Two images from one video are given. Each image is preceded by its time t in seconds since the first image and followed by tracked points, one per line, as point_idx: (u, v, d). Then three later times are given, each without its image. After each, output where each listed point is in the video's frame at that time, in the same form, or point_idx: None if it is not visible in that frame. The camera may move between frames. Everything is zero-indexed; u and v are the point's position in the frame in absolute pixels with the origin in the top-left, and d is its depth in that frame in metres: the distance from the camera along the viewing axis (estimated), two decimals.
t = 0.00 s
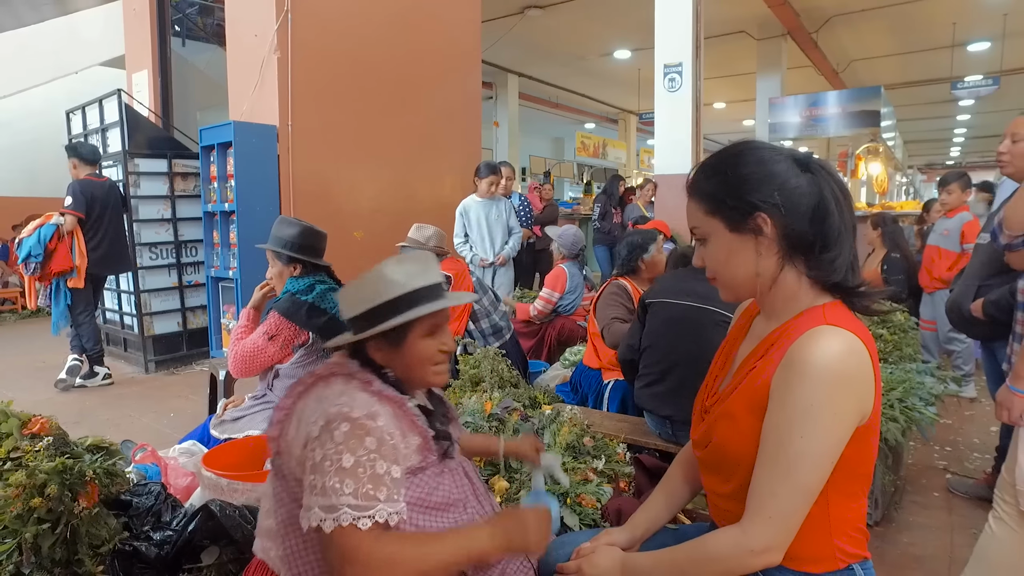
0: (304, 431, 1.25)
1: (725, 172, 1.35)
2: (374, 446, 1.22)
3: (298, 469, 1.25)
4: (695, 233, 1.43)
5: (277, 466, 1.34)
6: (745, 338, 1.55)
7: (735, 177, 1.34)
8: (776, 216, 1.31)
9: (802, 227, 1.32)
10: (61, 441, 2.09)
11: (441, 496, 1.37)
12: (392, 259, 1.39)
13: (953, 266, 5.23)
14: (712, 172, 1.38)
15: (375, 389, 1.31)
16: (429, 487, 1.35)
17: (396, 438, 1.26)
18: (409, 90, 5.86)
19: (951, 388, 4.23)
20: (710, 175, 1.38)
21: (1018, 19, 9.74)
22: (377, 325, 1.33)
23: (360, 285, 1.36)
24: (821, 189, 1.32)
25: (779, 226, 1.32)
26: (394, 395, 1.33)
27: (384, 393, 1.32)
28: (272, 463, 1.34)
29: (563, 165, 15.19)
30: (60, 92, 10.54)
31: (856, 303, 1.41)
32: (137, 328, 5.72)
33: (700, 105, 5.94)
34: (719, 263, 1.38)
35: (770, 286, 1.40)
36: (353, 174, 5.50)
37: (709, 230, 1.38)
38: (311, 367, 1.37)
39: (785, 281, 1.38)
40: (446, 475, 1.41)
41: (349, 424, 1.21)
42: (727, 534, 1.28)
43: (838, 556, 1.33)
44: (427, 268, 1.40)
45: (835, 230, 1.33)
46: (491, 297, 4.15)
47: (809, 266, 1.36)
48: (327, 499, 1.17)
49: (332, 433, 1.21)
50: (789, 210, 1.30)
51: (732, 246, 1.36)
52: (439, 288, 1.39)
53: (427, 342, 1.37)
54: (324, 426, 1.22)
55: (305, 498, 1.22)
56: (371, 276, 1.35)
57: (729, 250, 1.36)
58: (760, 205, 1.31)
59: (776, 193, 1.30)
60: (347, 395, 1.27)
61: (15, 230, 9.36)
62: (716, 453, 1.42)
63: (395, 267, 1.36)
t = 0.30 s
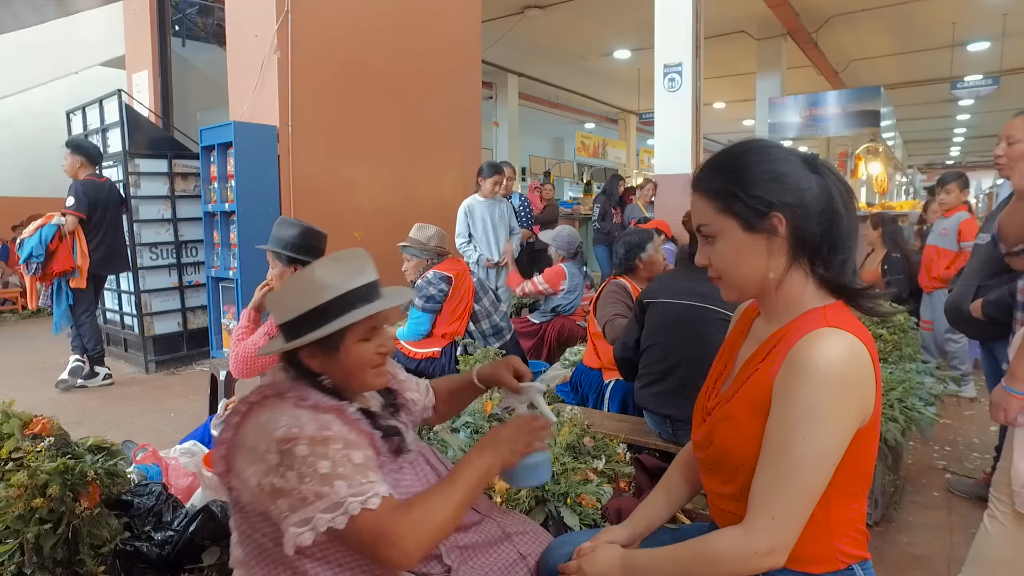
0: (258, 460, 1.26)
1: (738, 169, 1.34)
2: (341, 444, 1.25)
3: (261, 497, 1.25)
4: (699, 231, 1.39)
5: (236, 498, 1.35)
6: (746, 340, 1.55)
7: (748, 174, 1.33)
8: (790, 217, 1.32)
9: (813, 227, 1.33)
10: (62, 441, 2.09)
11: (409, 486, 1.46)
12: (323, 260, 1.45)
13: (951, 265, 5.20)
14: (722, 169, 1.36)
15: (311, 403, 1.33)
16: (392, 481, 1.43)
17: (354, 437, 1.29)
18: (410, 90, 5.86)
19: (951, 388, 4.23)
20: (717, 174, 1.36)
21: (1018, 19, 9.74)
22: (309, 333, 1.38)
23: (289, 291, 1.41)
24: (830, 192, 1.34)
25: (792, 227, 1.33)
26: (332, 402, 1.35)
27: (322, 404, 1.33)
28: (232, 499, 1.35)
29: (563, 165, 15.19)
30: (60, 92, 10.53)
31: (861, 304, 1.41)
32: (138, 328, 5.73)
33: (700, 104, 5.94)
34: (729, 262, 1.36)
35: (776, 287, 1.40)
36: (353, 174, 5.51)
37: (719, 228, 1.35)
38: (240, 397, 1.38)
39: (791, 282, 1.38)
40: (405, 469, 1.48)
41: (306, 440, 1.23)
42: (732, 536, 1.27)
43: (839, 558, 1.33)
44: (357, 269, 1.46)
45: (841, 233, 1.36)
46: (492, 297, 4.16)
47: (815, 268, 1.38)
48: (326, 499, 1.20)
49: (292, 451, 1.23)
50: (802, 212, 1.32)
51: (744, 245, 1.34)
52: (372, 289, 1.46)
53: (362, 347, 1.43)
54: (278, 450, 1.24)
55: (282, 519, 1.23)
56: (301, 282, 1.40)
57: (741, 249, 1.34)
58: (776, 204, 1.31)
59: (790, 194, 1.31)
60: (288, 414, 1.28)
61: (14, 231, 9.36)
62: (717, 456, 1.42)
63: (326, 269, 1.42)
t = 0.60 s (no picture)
0: (211, 475, 1.32)
1: (746, 167, 1.32)
2: (285, 464, 1.28)
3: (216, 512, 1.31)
4: (704, 230, 1.37)
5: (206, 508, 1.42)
6: (744, 340, 1.55)
7: (757, 172, 1.31)
8: (798, 216, 1.32)
9: (820, 228, 1.33)
10: (61, 441, 2.09)
11: (375, 493, 1.50)
12: (281, 262, 1.46)
13: (951, 263, 5.19)
14: (729, 166, 1.34)
15: (264, 415, 1.38)
16: (353, 490, 1.47)
17: (300, 454, 1.32)
18: (409, 90, 5.86)
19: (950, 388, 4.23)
20: (723, 171, 1.34)
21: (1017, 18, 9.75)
22: (272, 334, 1.39)
23: (250, 294, 1.42)
24: (835, 192, 1.34)
25: (800, 227, 1.33)
26: (285, 413, 1.41)
27: (274, 415, 1.39)
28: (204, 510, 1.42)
29: (563, 164, 15.18)
30: (59, 92, 10.53)
31: (862, 303, 1.42)
32: (137, 328, 5.73)
33: (700, 104, 5.93)
34: (735, 262, 1.35)
35: (779, 287, 1.39)
36: (353, 174, 5.50)
37: (726, 228, 1.33)
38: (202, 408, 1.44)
39: (795, 283, 1.38)
40: (369, 474, 1.52)
41: (250, 458, 1.27)
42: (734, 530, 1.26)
43: (838, 558, 1.33)
44: (319, 269, 1.48)
45: (845, 233, 1.37)
46: (492, 298, 4.16)
47: (819, 267, 1.38)
48: (260, 527, 1.23)
49: (238, 469, 1.27)
50: (809, 212, 1.32)
51: (752, 245, 1.33)
52: (332, 289, 1.47)
53: (326, 348, 1.44)
54: (227, 468, 1.28)
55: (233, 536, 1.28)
56: (261, 283, 1.42)
57: (749, 249, 1.33)
58: (786, 205, 1.30)
59: (798, 194, 1.30)
60: (239, 429, 1.33)
61: (13, 231, 9.36)
62: (717, 456, 1.42)
63: (284, 271, 1.43)
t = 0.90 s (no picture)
0: (215, 471, 1.34)
1: (745, 162, 1.31)
2: (275, 474, 1.28)
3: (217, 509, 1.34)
4: (701, 227, 1.37)
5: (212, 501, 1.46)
6: (738, 339, 1.54)
7: (757, 168, 1.31)
8: (797, 214, 1.31)
9: (817, 226, 1.33)
10: (56, 441, 2.09)
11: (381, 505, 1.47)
12: (302, 256, 1.45)
13: (951, 263, 5.17)
14: (728, 162, 1.33)
15: (277, 415, 1.39)
16: (358, 503, 1.44)
17: (298, 461, 1.32)
18: (408, 90, 5.86)
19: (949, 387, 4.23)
20: (722, 166, 1.34)
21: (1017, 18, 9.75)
22: (289, 328, 1.40)
23: (268, 286, 1.42)
24: (831, 191, 1.34)
25: (797, 224, 1.33)
26: (299, 414, 1.42)
27: (287, 417, 1.40)
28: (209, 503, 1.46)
29: (563, 164, 15.18)
30: (58, 92, 10.54)
31: (854, 303, 1.42)
32: (135, 327, 5.72)
33: (698, 103, 5.92)
34: (732, 259, 1.34)
35: (774, 285, 1.39)
36: (351, 173, 5.50)
37: (724, 224, 1.33)
38: (219, 401, 1.47)
39: (789, 282, 1.38)
40: (377, 485, 1.49)
41: (246, 461, 1.28)
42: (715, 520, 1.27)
43: (831, 555, 1.33)
44: (338, 264, 1.48)
45: (841, 232, 1.37)
46: (490, 297, 4.16)
47: (815, 266, 1.38)
48: (242, 536, 1.26)
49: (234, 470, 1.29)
50: (808, 210, 1.31)
51: (749, 242, 1.32)
52: (352, 285, 1.48)
53: (343, 346, 1.46)
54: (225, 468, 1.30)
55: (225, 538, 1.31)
56: (281, 276, 1.41)
57: (746, 246, 1.32)
58: (786, 202, 1.30)
59: (796, 191, 1.30)
60: (247, 427, 1.34)
61: (11, 231, 9.35)
62: (709, 456, 1.42)
63: (305, 264, 1.43)
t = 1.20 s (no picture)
0: (227, 460, 1.31)
1: (728, 162, 1.31)
2: (297, 457, 1.28)
3: (228, 499, 1.31)
4: (686, 228, 1.36)
5: (217, 495, 1.42)
6: (726, 339, 1.53)
7: (739, 167, 1.31)
8: (781, 212, 1.31)
9: (802, 224, 1.33)
10: (49, 440, 2.09)
11: (386, 505, 1.45)
12: (315, 254, 1.46)
13: (950, 262, 5.15)
14: (711, 162, 1.33)
15: (291, 407, 1.37)
16: (363, 503, 1.42)
17: (314, 451, 1.31)
18: (405, 89, 5.85)
19: (946, 387, 4.23)
20: (707, 166, 1.33)
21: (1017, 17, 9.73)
22: (299, 323, 1.40)
23: (280, 282, 1.42)
24: (815, 189, 1.34)
25: (782, 222, 1.32)
26: (314, 409, 1.41)
27: (302, 409, 1.38)
28: (213, 498, 1.42)
29: (562, 164, 15.19)
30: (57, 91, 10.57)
31: (845, 301, 1.41)
32: (133, 327, 5.72)
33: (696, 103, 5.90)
34: (718, 260, 1.33)
35: (761, 284, 1.38)
36: (349, 173, 5.49)
37: (708, 224, 1.32)
38: (228, 392, 1.43)
39: (776, 281, 1.37)
40: (382, 487, 1.47)
41: (266, 446, 1.27)
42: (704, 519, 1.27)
43: (822, 556, 1.32)
44: (349, 263, 1.49)
45: (826, 231, 1.37)
46: (486, 296, 4.15)
47: (801, 265, 1.37)
48: (263, 517, 1.23)
49: (253, 457, 1.27)
50: (792, 208, 1.31)
51: (734, 242, 1.32)
52: (364, 283, 1.49)
53: (354, 344, 1.45)
54: (243, 455, 1.28)
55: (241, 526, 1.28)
56: (292, 272, 1.42)
57: (731, 247, 1.32)
58: (770, 200, 1.30)
59: (780, 190, 1.30)
60: (262, 418, 1.32)
61: (9, 231, 9.36)
62: (699, 457, 1.42)
63: (319, 262, 1.44)
